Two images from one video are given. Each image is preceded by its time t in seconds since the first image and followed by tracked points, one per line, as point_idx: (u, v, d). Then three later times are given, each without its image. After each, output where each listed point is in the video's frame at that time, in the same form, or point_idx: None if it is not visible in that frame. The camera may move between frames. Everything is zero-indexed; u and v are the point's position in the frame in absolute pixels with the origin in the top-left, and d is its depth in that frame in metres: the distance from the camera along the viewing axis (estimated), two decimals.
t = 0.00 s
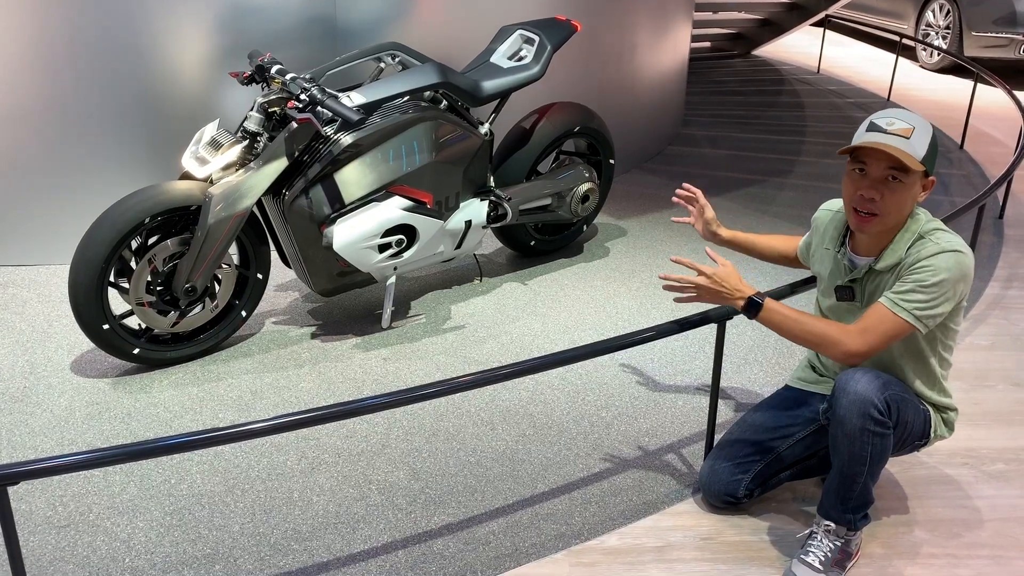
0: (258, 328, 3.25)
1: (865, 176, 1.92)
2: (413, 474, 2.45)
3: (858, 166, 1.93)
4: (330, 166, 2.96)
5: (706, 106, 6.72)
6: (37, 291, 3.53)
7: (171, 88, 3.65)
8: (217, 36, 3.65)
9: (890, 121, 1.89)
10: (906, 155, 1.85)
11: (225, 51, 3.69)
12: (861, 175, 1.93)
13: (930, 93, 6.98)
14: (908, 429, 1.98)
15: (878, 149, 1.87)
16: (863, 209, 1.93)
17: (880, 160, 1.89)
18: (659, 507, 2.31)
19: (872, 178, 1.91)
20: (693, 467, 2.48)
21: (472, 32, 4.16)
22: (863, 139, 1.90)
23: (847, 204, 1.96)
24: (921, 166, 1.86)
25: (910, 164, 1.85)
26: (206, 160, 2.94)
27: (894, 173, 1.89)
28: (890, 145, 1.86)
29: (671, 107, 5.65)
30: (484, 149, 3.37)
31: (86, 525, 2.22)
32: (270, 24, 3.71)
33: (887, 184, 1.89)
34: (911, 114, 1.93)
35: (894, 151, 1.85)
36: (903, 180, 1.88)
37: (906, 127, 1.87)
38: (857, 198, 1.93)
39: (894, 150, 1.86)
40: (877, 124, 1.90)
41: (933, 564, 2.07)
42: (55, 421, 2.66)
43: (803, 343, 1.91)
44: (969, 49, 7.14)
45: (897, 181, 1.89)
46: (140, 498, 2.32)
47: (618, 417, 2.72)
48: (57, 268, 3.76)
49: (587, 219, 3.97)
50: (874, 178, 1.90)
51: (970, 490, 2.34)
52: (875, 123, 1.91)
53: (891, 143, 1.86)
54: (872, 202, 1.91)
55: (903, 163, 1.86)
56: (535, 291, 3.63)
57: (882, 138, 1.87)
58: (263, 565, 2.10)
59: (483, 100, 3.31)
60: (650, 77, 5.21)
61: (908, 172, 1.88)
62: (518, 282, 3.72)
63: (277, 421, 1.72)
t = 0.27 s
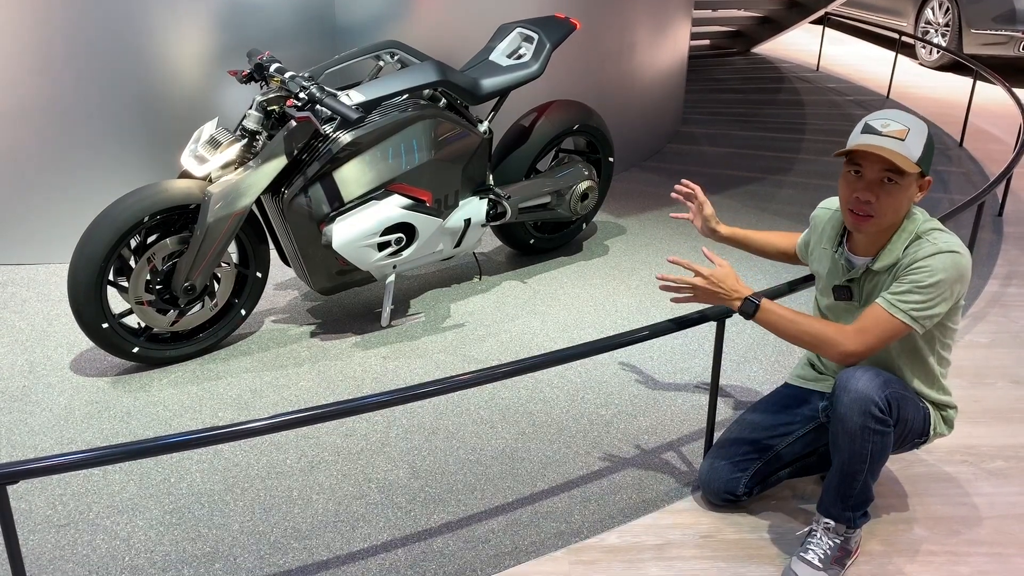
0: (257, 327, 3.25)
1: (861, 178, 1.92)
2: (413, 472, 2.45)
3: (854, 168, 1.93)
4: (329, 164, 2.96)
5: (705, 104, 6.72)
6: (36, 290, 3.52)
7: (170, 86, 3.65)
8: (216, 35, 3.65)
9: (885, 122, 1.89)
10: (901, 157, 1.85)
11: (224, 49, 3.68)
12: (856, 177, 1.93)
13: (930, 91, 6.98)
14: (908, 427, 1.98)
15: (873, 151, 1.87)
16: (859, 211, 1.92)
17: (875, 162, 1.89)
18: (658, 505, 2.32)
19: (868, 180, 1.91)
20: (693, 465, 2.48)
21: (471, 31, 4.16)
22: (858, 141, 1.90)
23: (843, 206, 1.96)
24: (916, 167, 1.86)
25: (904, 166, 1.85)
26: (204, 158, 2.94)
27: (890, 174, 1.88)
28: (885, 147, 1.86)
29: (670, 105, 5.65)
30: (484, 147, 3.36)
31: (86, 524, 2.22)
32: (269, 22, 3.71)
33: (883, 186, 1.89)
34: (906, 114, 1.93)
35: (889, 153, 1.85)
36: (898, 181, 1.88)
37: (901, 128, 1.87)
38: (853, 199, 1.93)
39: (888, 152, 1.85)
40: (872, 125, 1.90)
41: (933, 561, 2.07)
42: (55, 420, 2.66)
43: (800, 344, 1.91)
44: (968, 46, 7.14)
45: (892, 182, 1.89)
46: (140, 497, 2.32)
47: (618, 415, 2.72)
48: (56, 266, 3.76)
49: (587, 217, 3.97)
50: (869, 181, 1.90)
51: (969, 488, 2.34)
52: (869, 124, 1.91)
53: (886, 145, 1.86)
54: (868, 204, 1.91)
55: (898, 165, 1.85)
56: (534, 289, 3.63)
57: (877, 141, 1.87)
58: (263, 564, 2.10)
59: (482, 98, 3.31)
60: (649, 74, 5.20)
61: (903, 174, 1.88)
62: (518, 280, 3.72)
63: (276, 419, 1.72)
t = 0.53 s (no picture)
0: (257, 328, 3.25)
1: (858, 179, 1.92)
2: (413, 472, 2.45)
3: (851, 168, 1.94)
4: (329, 164, 2.96)
5: (706, 103, 6.72)
6: (36, 291, 3.53)
7: (170, 87, 3.65)
8: (216, 35, 3.65)
9: (882, 122, 1.89)
10: (899, 157, 1.85)
11: (224, 50, 3.69)
12: (853, 177, 1.93)
13: (930, 90, 6.97)
14: (907, 427, 1.98)
15: (870, 152, 1.87)
16: (857, 211, 1.93)
17: (872, 162, 1.89)
18: (658, 505, 2.32)
19: (865, 180, 1.91)
20: (693, 465, 2.48)
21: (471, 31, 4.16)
22: (855, 141, 1.90)
23: (841, 206, 1.96)
24: (913, 167, 1.86)
25: (901, 166, 1.85)
26: (204, 159, 2.94)
27: (887, 174, 1.89)
28: (882, 147, 1.86)
29: (670, 105, 5.65)
30: (484, 147, 3.37)
31: (87, 524, 2.22)
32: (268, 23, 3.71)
33: (880, 186, 1.90)
34: (904, 114, 1.93)
35: (886, 153, 1.85)
36: (895, 181, 1.88)
37: (898, 128, 1.87)
38: (851, 200, 1.93)
39: (885, 152, 1.86)
40: (869, 125, 1.90)
41: (933, 561, 2.07)
42: (55, 421, 2.66)
43: (796, 341, 1.91)
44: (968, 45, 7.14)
45: (889, 182, 1.89)
46: (140, 497, 2.33)
47: (618, 415, 2.72)
48: (56, 267, 3.76)
49: (587, 217, 3.97)
50: (867, 180, 1.90)
51: (969, 487, 2.34)
52: (866, 124, 1.91)
53: (883, 145, 1.86)
54: (866, 204, 1.91)
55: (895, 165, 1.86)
56: (534, 289, 3.63)
57: (874, 141, 1.87)
58: (264, 564, 2.10)
59: (482, 98, 3.31)
60: (649, 74, 5.20)
61: (901, 173, 1.88)
62: (518, 280, 3.72)
63: (277, 419, 1.72)
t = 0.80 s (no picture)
0: (258, 329, 3.25)
1: (854, 178, 1.92)
2: (414, 473, 2.45)
3: (847, 168, 1.94)
4: (330, 166, 2.96)
5: (706, 104, 6.72)
6: (37, 292, 3.53)
7: (171, 88, 3.65)
8: (217, 36, 3.66)
9: (878, 122, 1.89)
10: (892, 156, 1.85)
11: (225, 51, 3.69)
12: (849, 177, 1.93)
13: (930, 91, 6.98)
14: (909, 428, 1.98)
15: (864, 151, 1.87)
16: (853, 210, 1.93)
17: (867, 161, 1.89)
18: (659, 506, 2.32)
19: (861, 179, 1.91)
20: (694, 466, 2.48)
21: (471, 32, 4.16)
22: (851, 141, 1.90)
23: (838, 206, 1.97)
24: (908, 166, 1.86)
25: (895, 165, 1.85)
26: (206, 160, 2.94)
27: (882, 174, 1.88)
28: (876, 146, 1.87)
29: (671, 105, 5.65)
30: (485, 148, 3.37)
31: (88, 525, 2.22)
32: (269, 24, 3.71)
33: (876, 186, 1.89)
34: (903, 115, 1.93)
35: (880, 152, 1.86)
36: (891, 181, 1.88)
37: (893, 128, 1.87)
38: (847, 199, 1.93)
39: (878, 151, 1.86)
40: (866, 125, 1.90)
41: (934, 562, 2.07)
42: (57, 422, 2.66)
43: (793, 336, 1.92)
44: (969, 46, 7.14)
45: (884, 182, 1.89)
46: (142, 498, 2.33)
47: (619, 416, 2.72)
48: (58, 268, 3.76)
49: (587, 218, 3.97)
50: (862, 180, 1.90)
51: (970, 488, 2.34)
52: (863, 124, 1.91)
53: (877, 144, 1.86)
54: (862, 203, 1.91)
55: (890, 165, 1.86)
56: (535, 290, 3.63)
57: (869, 140, 1.87)
58: (265, 565, 2.10)
59: (483, 99, 3.31)
60: (650, 75, 5.20)
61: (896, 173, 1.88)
62: (519, 281, 3.72)
63: (277, 420, 1.72)
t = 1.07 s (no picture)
0: (259, 330, 3.25)
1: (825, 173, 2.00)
2: (415, 475, 2.45)
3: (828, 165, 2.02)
4: (331, 167, 2.97)
5: (707, 106, 6.73)
6: (38, 294, 3.53)
7: (172, 90, 3.66)
8: (218, 38, 3.66)
9: (853, 122, 1.95)
10: (838, 152, 1.92)
11: (226, 53, 3.69)
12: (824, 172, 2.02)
13: (931, 92, 6.98)
14: (911, 431, 1.98)
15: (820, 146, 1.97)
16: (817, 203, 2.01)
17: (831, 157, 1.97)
18: (660, 507, 2.32)
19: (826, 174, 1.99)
20: (695, 468, 2.48)
21: (472, 34, 4.17)
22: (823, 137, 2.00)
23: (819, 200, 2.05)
24: (850, 164, 1.90)
25: (836, 161, 1.91)
26: (207, 161, 2.94)
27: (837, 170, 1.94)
28: (831, 142, 1.95)
29: (672, 107, 5.66)
30: (486, 150, 3.37)
31: (89, 527, 2.22)
32: (270, 26, 3.71)
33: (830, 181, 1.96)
34: (893, 117, 1.92)
35: (829, 147, 1.94)
36: (842, 177, 1.92)
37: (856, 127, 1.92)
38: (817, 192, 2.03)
39: (829, 147, 1.94)
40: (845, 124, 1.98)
41: (935, 564, 2.06)
42: (57, 424, 2.67)
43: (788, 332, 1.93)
44: (970, 48, 7.14)
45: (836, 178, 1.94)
46: (142, 500, 2.33)
47: (619, 418, 2.72)
48: (59, 270, 3.76)
49: (588, 219, 3.97)
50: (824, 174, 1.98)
51: (971, 490, 2.34)
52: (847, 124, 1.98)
53: (832, 140, 1.95)
54: (821, 196, 1.99)
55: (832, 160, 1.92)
56: (536, 291, 3.64)
57: (833, 137, 1.96)
58: (265, 567, 2.10)
59: (484, 101, 3.31)
60: (650, 77, 5.21)
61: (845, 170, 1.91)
62: (520, 283, 3.72)
63: (278, 422, 1.72)
